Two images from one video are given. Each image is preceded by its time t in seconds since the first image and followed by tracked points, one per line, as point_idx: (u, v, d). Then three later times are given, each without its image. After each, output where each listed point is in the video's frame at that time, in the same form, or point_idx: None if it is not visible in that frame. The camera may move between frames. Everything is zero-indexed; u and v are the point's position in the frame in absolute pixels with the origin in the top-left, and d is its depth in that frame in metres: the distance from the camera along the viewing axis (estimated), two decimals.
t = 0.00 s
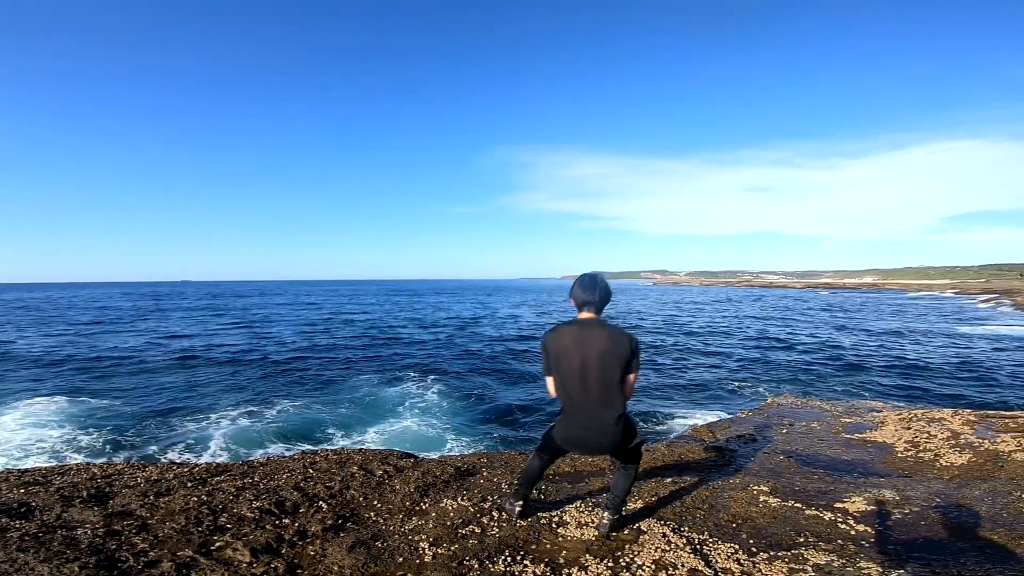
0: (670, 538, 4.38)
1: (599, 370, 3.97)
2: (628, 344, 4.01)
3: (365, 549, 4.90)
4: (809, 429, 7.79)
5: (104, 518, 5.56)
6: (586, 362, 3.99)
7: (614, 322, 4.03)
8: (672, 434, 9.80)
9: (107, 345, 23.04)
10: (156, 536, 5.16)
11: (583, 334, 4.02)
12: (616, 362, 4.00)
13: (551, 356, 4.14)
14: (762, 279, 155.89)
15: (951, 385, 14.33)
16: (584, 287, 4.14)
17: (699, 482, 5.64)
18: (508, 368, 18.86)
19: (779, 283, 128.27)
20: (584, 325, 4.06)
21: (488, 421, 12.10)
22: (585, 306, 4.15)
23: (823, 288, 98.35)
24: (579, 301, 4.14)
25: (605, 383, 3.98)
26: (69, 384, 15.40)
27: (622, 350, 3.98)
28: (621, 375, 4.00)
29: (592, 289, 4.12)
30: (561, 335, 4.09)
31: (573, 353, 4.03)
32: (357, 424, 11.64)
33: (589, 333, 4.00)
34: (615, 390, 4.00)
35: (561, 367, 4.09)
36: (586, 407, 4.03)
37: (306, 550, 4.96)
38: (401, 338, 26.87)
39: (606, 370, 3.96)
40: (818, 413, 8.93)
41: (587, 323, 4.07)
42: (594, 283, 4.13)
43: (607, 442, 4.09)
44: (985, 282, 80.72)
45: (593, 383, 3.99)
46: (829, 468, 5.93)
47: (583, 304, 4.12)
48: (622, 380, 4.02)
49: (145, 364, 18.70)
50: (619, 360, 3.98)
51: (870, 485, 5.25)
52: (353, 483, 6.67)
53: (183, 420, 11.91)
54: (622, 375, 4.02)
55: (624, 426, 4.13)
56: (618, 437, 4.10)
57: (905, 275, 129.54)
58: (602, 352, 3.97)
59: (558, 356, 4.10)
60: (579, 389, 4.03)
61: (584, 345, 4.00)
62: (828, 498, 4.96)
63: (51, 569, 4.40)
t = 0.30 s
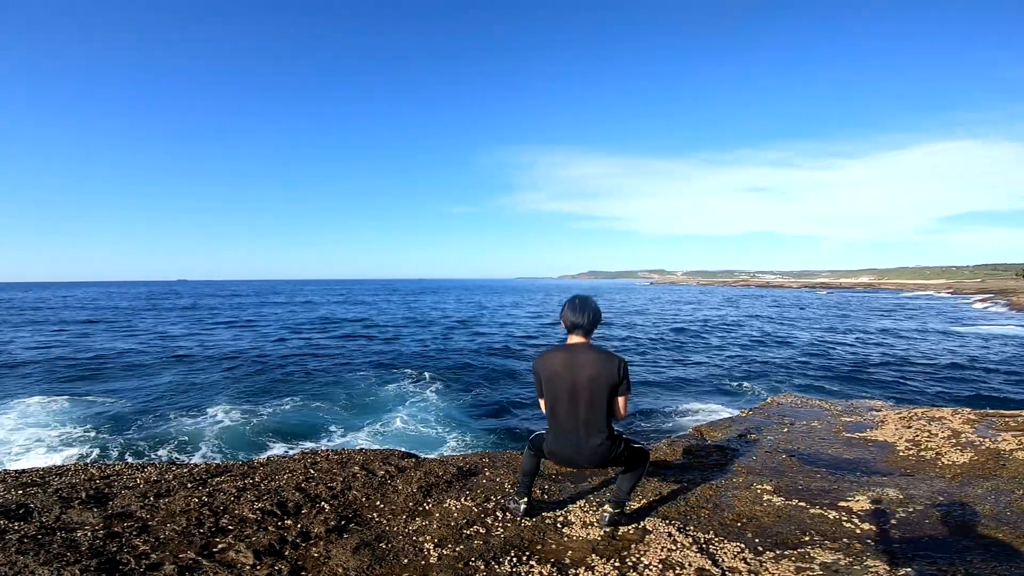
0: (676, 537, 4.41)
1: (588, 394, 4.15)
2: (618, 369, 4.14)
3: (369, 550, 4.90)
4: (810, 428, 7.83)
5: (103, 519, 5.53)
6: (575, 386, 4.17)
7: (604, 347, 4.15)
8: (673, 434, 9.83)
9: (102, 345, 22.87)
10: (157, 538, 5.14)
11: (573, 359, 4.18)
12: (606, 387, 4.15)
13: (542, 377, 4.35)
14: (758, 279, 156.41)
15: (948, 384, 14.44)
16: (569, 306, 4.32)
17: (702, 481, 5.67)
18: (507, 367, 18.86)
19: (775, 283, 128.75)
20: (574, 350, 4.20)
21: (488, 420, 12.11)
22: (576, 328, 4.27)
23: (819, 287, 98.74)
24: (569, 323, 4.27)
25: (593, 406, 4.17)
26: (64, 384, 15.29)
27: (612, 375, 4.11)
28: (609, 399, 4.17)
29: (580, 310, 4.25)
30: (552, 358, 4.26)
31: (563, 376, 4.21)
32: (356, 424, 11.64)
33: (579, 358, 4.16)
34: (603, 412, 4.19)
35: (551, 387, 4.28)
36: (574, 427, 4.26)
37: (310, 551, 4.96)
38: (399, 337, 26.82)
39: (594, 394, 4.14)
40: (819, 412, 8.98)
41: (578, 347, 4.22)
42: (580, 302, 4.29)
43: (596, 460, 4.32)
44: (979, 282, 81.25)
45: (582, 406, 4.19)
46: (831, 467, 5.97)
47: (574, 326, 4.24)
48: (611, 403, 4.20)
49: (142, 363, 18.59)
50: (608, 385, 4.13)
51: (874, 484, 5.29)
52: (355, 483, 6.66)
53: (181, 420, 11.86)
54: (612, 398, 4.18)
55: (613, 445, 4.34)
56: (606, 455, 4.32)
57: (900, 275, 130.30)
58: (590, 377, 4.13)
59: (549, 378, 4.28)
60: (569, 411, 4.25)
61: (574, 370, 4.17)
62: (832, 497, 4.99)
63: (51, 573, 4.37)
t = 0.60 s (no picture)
0: (684, 532, 4.47)
1: (594, 405, 4.20)
2: (625, 379, 4.19)
3: (379, 546, 4.95)
4: (814, 424, 7.90)
5: (112, 517, 5.58)
6: (581, 397, 4.22)
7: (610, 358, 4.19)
8: (676, 430, 9.90)
9: (102, 343, 22.87)
10: (167, 535, 5.19)
11: (580, 371, 4.22)
12: (611, 398, 4.21)
13: (548, 388, 4.37)
14: (758, 276, 156.60)
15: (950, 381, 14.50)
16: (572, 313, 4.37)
17: (708, 476, 5.72)
18: (509, 364, 18.90)
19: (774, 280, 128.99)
20: (581, 361, 4.24)
21: (491, 417, 12.16)
22: (582, 336, 4.29)
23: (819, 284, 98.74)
24: (575, 332, 4.29)
25: (600, 417, 4.24)
26: (67, 382, 15.31)
27: (618, 386, 4.17)
28: (615, 409, 4.25)
29: (585, 318, 4.27)
30: (558, 369, 4.29)
31: (569, 387, 4.25)
32: (360, 421, 11.69)
33: (586, 370, 4.20)
34: (610, 422, 4.27)
35: (557, 398, 4.32)
36: (581, 437, 4.33)
37: (320, 548, 5.01)
38: (400, 335, 26.87)
39: (600, 405, 4.21)
40: (822, 408, 9.04)
41: (584, 357, 4.26)
42: (584, 309, 4.30)
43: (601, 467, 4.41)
44: (980, 279, 81.27)
45: (588, 416, 4.26)
46: (837, 463, 6.03)
47: (580, 335, 4.26)
48: (616, 413, 4.28)
49: (144, 362, 18.62)
50: (614, 396, 4.20)
51: (879, 479, 5.36)
52: (362, 479, 6.71)
53: (185, 418, 11.90)
54: (618, 408, 4.26)
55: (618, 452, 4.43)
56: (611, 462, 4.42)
57: (899, 272, 130.41)
58: (597, 389, 4.18)
59: (555, 389, 4.31)
60: (575, 422, 4.30)
61: (580, 382, 4.21)
62: (839, 492, 5.05)
63: (63, 571, 4.41)
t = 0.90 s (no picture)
0: (694, 527, 4.49)
1: (603, 397, 4.24)
2: (634, 370, 4.23)
3: (391, 540, 5.03)
4: (824, 421, 7.87)
5: (129, 512, 5.71)
6: (591, 389, 4.25)
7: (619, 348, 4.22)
8: (685, 427, 9.90)
9: (116, 341, 23.22)
10: (183, 530, 5.30)
11: (589, 364, 4.24)
12: (621, 389, 4.24)
13: (556, 381, 4.40)
14: (767, 272, 155.43)
15: (963, 378, 14.35)
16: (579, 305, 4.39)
17: (718, 472, 5.73)
18: (517, 361, 18.95)
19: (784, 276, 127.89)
20: (589, 353, 4.26)
21: (499, 413, 12.23)
22: (592, 327, 4.30)
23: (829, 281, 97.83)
24: (585, 322, 4.29)
25: (609, 409, 4.28)
26: (82, 380, 15.58)
27: (627, 377, 4.20)
28: (624, 400, 4.29)
29: (593, 308, 4.28)
30: (567, 361, 4.31)
31: (579, 379, 4.27)
32: (370, 417, 11.82)
33: (595, 362, 4.23)
34: (619, 413, 4.31)
35: (567, 390, 4.34)
36: (590, 428, 4.36)
37: (333, 542, 5.09)
38: (408, 332, 27.02)
39: (610, 396, 4.24)
40: (833, 405, 9.01)
41: (593, 349, 4.29)
42: (591, 299, 4.33)
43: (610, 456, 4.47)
44: (995, 276, 80.04)
45: (597, 408, 4.29)
46: (847, 459, 6.02)
47: (590, 325, 4.27)
48: (624, 403, 4.33)
49: (156, 360, 18.87)
50: (624, 387, 4.23)
51: (890, 476, 5.34)
52: (373, 474, 6.80)
53: (198, 415, 12.08)
54: (627, 399, 4.30)
55: (626, 441, 4.49)
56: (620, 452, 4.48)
57: (911, 268, 128.82)
58: (607, 380, 4.21)
59: (565, 381, 4.33)
60: (585, 414, 4.33)
61: (589, 374, 4.23)
62: (849, 488, 5.05)
63: (83, 565, 4.52)
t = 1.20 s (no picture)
0: (696, 523, 4.47)
1: (608, 386, 4.21)
2: (639, 359, 4.20)
3: (392, 535, 5.03)
4: (829, 417, 7.82)
5: (133, 506, 5.73)
6: (595, 377, 4.22)
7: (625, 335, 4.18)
8: (688, 423, 9.87)
9: (122, 337, 23.37)
10: (186, 524, 5.32)
11: (594, 352, 4.21)
12: (626, 378, 4.21)
13: (561, 369, 4.38)
14: (772, 269, 154.69)
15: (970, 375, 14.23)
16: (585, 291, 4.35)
17: (721, 469, 5.69)
18: (520, 357, 18.94)
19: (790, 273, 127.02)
20: (595, 341, 4.23)
21: (502, 409, 12.23)
22: (598, 314, 4.27)
23: (834, 278, 97.21)
24: (592, 309, 4.26)
25: (614, 397, 4.25)
26: (89, 376, 15.69)
27: (631, 365, 4.17)
28: (629, 389, 4.26)
29: (600, 293, 4.25)
30: (572, 348, 4.29)
31: (583, 367, 4.25)
32: (374, 413, 11.84)
33: (600, 349, 4.20)
34: (623, 401, 4.29)
35: (571, 377, 4.32)
36: (594, 416, 4.35)
37: (334, 536, 5.09)
38: (413, 328, 27.07)
39: (614, 385, 4.21)
40: (838, 402, 8.94)
41: (598, 336, 4.26)
42: (598, 286, 4.29)
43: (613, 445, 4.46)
44: (1004, 273, 79.27)
45: (601, 397, 4.27)
46: (852, 456, 5.97)
47: (597, 312, 4.24)
48: (629, 392, 4.30)
49: (162, 356, 18.99)
50: (628, 375, 4.20)
51: (895, 473, 5.29)
52: (376, 469, 6.81)
53: (203, 411, 12.15)
54: (632, 388, 4.27)
55: (630, 430, 4.47)
56: (624, 440, 4.46)
57: (918, 265, 127.84)
58: (611, 369, 4.18)
59: (569, 368, 4.31)
60: (589, 402, 4.31)
61: (594, 362, 4.21)
62: (853, 485, 5.01)
63: (85, 559, 4.54)
